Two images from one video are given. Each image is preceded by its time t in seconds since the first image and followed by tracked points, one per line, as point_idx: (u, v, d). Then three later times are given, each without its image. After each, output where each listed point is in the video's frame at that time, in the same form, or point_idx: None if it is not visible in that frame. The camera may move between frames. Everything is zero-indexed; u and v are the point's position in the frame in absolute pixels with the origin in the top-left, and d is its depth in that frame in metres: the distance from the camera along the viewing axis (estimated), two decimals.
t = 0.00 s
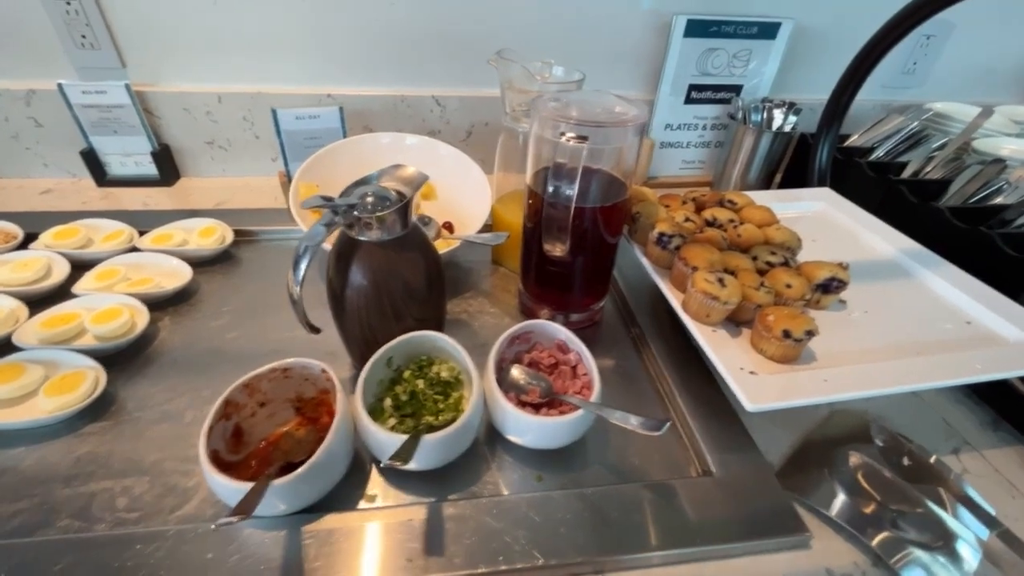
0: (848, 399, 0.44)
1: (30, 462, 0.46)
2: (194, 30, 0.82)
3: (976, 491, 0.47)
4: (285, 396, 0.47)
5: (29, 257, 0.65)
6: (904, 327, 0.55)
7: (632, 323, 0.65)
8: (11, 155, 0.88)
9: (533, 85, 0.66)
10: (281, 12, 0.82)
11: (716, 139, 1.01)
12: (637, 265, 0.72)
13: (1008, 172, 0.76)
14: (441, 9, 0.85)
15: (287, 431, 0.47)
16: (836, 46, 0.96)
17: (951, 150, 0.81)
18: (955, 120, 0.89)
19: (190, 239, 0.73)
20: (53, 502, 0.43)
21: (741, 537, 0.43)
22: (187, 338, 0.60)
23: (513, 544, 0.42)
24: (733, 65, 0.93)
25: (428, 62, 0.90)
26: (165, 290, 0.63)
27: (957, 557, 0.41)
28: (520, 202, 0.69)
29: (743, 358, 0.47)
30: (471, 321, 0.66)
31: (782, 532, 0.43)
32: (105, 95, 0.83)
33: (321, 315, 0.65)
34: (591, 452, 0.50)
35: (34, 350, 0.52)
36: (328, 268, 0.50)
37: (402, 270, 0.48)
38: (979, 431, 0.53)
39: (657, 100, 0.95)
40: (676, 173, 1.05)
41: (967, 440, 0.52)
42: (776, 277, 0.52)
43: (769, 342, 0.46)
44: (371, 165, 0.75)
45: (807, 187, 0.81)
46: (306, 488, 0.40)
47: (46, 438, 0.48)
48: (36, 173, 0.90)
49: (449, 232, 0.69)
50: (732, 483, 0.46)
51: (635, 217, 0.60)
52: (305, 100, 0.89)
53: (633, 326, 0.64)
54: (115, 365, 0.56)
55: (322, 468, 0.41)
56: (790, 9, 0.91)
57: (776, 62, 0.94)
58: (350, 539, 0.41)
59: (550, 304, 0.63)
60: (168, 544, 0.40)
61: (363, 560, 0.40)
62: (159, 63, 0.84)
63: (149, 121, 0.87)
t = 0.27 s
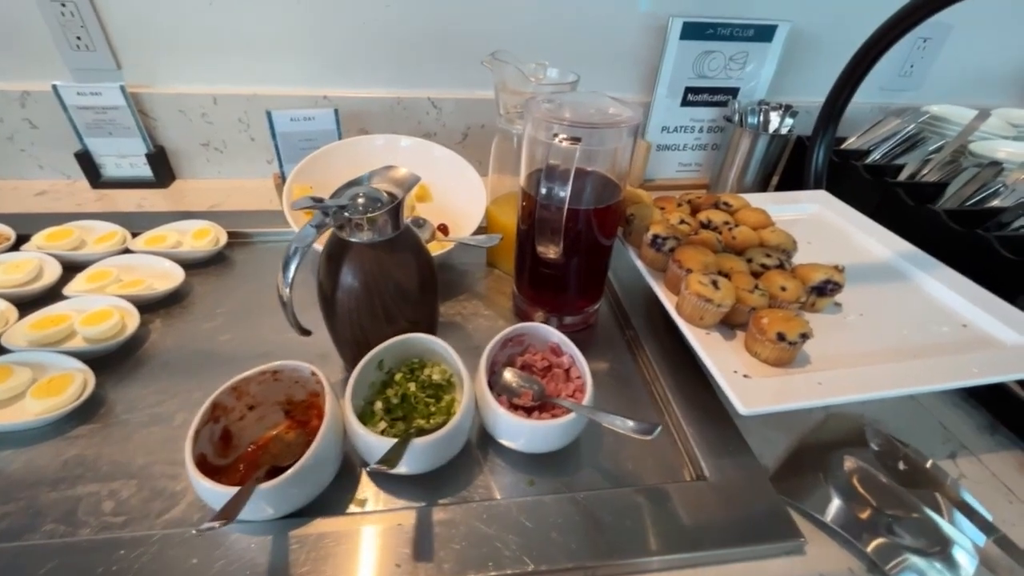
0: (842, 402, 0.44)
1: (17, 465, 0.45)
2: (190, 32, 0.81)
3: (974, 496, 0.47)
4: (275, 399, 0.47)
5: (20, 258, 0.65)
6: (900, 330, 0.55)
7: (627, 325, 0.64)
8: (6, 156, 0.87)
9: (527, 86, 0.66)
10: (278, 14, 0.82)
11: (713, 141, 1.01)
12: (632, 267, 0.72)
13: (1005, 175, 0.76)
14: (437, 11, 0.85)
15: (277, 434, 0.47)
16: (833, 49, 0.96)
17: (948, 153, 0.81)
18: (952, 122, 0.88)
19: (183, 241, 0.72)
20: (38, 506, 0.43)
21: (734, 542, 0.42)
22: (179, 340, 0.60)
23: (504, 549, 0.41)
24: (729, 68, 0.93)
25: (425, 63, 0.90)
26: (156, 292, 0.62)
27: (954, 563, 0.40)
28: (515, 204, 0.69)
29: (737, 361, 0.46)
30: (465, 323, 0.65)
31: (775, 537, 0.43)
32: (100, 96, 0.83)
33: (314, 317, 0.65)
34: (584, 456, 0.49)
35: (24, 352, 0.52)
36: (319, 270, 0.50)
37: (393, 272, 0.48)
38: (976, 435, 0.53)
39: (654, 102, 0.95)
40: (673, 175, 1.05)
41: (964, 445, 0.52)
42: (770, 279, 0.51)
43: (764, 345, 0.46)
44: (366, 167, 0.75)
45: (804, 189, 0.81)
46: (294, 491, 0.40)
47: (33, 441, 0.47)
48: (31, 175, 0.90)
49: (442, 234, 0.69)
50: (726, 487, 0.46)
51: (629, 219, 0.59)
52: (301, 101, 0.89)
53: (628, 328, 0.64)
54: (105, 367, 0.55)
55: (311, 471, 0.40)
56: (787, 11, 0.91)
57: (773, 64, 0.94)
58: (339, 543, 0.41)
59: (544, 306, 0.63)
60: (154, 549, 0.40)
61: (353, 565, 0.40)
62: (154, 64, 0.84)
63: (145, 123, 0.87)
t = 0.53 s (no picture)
0: (856, 406, 0.44)
1: (39, 466, 0.46)
2: (205, 40, 0.83)
3: (986, 499, 0.47)
4: (293, 401, 0.47)
5: (38, 262, 0.66)
6: (911, 335, 0.55)
7: (638, 330, 0.65)
8: (21, 162, 0.88)
9: (540, 93, 0.66)
10: (292, 23, 0.83)
11: (720, 148, 1.02)
12: (642, 272, 0.73)
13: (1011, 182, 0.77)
14: (448, 20, 0.86)
15: (295, 437, 0.47)
16: (838, 56, 0.97)
17: (953, 159, 0.82)
18: (957, 130, 0.89)
19: (197, 246, 0.73)
20: (61, 507, 0.43)
21: (748, 544, 0.43)
22: (195, 343, 0.60)
23: (521, 550, 0.42)
24: (736, 75, 0.94)
25: (435, 71, 0.91)
26: (173, 296, 0.63)
27: (967, 565, 0.41)
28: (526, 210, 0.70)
29: (751, 364, 0.47)
30: (477, 328, 0.66)
31: (789, 540, 0.43)
32: (115, 103, 0.84)
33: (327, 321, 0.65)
34: (598, 459, 0.50)
35: (44, 355, 0.53)
36: (337, 275, 0.50)
37: (411, 276, 0.49)
38: (986, 439, 0.53)
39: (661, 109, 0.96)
40: (680, 181, 1.05)
41: (975, 449, 0.52)
42: (782, 284, 0.52)
43: (777, 349, 0.46)
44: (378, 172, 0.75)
45: (811, 196, 0.81)
46: (315, 493, 0.40)
47: (54, 443, 0.48)
48: (45, 180, 0.91)
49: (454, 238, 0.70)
50: (740, 490, 0.46)
51: (641, 224, 0.60)
52: (312, 108, 0.90)
53: (639, 333, 0.64)
54: (124, 370, 0.56)
55: (331, 473, 0.41)
56: (792, 20, 0.92)
57: (779, 72, 0.95)
58: (358, 544, 0.41)
59: (556, 310, 0.64)
60: (177, 550, 0.40)
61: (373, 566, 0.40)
62: (169, 71, 0.85)
63: (159, 129, 0.88)
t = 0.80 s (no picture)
0: (893, 409, 0.45)
1: (83, 465, 0.47)
2: (233, 46, 0.84)
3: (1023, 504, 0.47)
4: (330, 402, 0.48)
5: (73, 265, 0.67)
6: (942, 339, 0.55)
7: (663, 332, 0.65)
8: (49, 166, 0.89)
9: (568, 99, 0.67)
10: (318, 30, 0.85)
11: (738, 152, 1.02)
12: (664, 275, 0.73)
13: None
14: (471, 27, 0.87)
15: (332, 437, 0.47)
16: (857, 62, 0.97)
17: (975, 164, 0.82)
18: (978, 135, 0.90)
19: (226, 249, 0.74)
20: (107, 505, 0.44)
21: (787, 547, 0.43)
22: (227, 345, 0.61)
23: (564, 551, 0.42)
24: (756, 81, 0.94)
25: (457, 77, 0.92)
26: (205, 298, 0.64)
27: (1007, 569, 0.41)
28: (552, 214, 0.70)
29: (786, 367, 0.47)
30: (504, 330, 0.66)
31: (827, 543, 0.43)
32: (144, 108, 0.85)
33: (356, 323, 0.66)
34: (631, 461, 0.50)
35: (83, 356, 0.53)
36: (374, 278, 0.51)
37: (447, 279, 0.49)
38: (1019, 444, 0.53)
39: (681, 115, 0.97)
40: (698, 186, 1.06)
41: (1008, 453, 0.52)
42: (814, 288, 0.52)
43: (812, 352, 0.47)
44: (405, 177, 0.75)
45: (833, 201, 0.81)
46: (360, 493, 0.41)
47: (97, 442, 0.48)
48: (71, 184, 0.92)
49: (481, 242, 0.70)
50: (776, 493, 0.46)
51: (669, 228, 0.60)
52: (335, 113, 0.91)
53: (665, 337, 0.64)
54: (160, 371, 0.57)
55: (376, 473, 0.41)
56: (812, 26, 0.92)
57: (799, 77, 0.95)
58: (401, 544, 0.42)
59: (582, 313, 0.64)
60: (224, 548, 0.41)
61: (416, 566, 0.41)
62: (197, 76, 0.86)
63: (185, 134, 0.89)
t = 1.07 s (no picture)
0: (928, 409, 0.46)
1: (144, 459, 0.48)
2: (268, 56, 0.87)
3: None
4: (380, 400, 0.49)
5: (118, 267, 0.69)
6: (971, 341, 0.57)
7: (692, 335, 0.66)
8: (85, 171, 0.92)
9: (602, 107, 0.68)
10: (351, 40, 0.87)
11: (757, 159, 1.03)
12: (691, 278, 0.75)
13: None
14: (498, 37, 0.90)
15: (383, 434, 0.48)
16: (875, 71, 0.99)
17: (995, 171, 0.83)
18: (996, 143, 0.92)
19: (263, 252, 0.76)
20: (170, 498, 0.46)
21: (829, 542, 0.44)
22: (271, 345, 0.63)
23: (616, 543, 0.44)
24: (776, 89, 0.96)
25: (483, 85, 0.94)
26: (248, 300, 0.66)
27: None
28: (582, 220, 0.72)
29: (823, 368, 0.49)
30: (538, 332, 0.68)
31: (864, 538, 0.45)
32: (180, 115, 0.87)
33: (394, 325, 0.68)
34: (671, 459, 0.52)
35: (136, 355, 0.55)
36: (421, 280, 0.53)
37: (493, 281, 0.51)
38: None
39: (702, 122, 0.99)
40: (717, 192, 1.07)
41: None
42: (847, 291, 0.54)
43: (848, 352, 0.48)
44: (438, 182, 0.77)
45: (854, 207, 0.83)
46: (419, 487, 0.43)
47: (154, 438, 0.50)
48: (106, 189, 0.94)
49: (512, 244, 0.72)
50: (814, 490, 0.48)
51: (701, 233, 0.62)
52: (365, 120, 0.93)
53: (695, 340, 0.65)
54: (209, 370, 0.58)
55: (433, 468, 0.43)
56: (831, 36, 0.94)
57: (817, 86, 0.97)
58: (457, 537, 0.44)
59: (614, 316, 0.66)
60: (288, 540, 0.42)
61: (473, 558, 0.42)
62: (232, 84, 0.88)
63: (218, 140, 0.91)
